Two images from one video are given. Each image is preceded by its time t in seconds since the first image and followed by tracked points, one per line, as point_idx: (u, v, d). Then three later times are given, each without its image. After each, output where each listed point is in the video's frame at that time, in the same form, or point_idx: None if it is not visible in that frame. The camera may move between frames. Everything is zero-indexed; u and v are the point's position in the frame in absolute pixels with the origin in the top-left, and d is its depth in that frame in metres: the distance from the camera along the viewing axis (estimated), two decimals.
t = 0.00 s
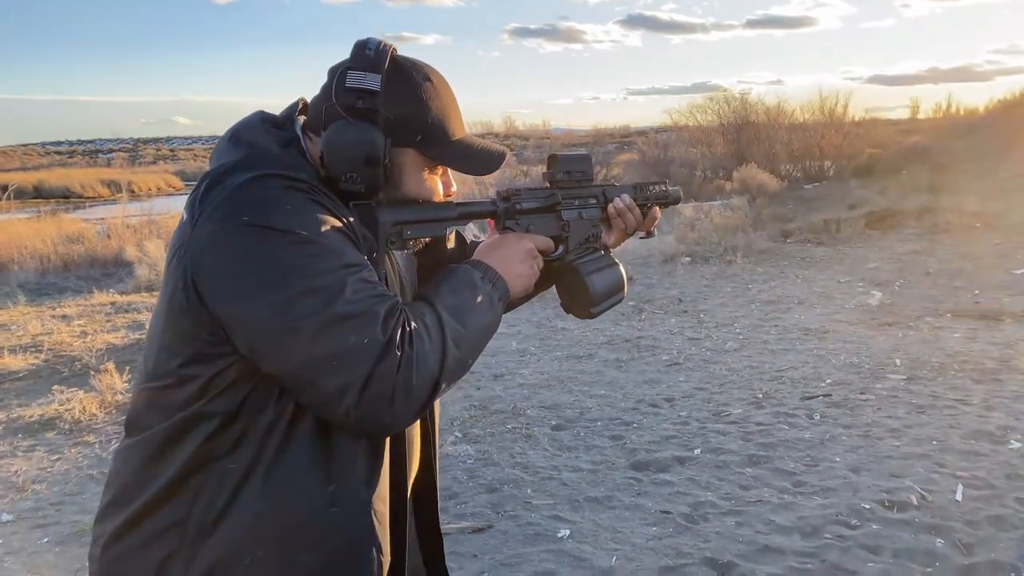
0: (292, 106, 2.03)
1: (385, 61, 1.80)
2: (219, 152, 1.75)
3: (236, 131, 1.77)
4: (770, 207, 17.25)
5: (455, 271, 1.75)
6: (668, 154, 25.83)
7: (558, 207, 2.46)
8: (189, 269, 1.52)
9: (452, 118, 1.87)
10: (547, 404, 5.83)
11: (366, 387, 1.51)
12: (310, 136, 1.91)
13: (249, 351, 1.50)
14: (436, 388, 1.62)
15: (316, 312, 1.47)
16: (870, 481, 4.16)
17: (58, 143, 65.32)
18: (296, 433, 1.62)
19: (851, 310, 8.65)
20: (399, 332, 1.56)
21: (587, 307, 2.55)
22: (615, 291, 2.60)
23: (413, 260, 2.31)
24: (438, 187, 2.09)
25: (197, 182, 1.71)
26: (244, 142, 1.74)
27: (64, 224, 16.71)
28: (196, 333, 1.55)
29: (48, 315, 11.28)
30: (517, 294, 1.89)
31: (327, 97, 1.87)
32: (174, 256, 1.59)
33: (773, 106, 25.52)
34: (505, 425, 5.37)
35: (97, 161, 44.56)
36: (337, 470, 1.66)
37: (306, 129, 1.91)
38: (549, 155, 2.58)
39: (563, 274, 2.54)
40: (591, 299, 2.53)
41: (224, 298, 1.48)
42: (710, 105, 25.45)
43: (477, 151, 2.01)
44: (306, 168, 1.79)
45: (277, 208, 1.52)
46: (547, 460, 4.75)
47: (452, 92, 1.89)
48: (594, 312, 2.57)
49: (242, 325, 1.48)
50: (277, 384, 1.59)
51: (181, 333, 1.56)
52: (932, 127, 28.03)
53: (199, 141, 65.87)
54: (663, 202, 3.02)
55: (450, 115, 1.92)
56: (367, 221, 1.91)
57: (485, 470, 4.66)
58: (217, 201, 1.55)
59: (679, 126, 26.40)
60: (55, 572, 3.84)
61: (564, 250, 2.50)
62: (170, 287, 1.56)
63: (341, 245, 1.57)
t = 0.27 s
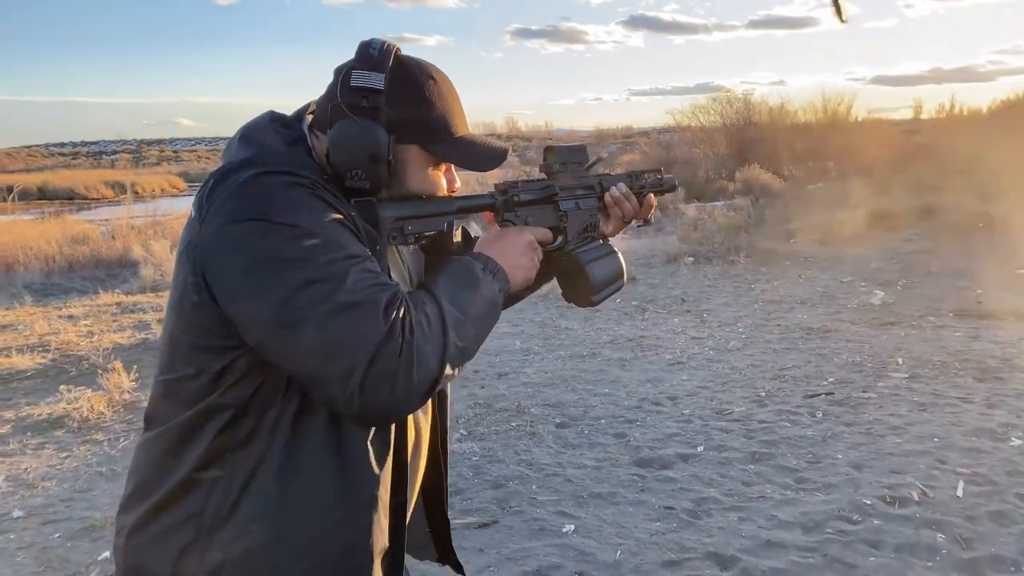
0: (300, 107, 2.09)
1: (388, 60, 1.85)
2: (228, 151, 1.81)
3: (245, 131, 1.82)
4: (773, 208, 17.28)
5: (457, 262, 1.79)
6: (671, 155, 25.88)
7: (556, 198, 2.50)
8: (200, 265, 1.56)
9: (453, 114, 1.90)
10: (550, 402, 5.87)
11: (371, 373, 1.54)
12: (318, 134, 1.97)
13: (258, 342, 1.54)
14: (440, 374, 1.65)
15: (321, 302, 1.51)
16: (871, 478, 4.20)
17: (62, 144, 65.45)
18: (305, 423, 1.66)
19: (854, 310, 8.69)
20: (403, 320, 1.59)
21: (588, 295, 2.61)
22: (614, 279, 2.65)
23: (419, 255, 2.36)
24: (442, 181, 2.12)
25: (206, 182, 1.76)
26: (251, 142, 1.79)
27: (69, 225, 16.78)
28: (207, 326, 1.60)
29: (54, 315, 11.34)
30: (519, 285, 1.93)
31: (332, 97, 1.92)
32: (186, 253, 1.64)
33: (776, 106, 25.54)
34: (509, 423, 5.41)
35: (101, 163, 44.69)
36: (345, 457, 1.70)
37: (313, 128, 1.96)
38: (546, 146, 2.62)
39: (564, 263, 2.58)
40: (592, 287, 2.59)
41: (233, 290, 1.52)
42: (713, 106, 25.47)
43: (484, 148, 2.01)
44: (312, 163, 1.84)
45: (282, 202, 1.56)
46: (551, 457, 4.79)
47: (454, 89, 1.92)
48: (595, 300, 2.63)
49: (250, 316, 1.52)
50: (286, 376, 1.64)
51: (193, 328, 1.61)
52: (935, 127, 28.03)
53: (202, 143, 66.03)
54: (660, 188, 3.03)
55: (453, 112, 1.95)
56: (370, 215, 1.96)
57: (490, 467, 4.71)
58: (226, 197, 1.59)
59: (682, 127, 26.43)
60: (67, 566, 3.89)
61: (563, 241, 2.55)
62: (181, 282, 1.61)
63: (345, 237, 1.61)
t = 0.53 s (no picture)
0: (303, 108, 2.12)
1: (388, 62, 1.88)
2: (240, 150, 1.86)
3: (256, 131, 1.88)
4: (769, 210, 17.37)
5: (465, 258, 1.86)
6: (668, 157, 25.98)
7: (555, 199, 2.59)
8: (218, 261, 1.62)
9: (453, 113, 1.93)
10: (548, 402, 5.93)
11: (387, 363, 1.60)
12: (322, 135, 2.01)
13: (277, 335, 1.60)
14: (451, 363, 1.71)
15: (337, 295, 1.56)
16: (864, 476, 4.27)
17: (59, 145, 65.39)
18: (321, 414, 1.72)
19: (849, 311, 8.76)
20: (415, 312, 1.65)
21: (585, 291, 2.62)
22: (612, 277, 2.68)
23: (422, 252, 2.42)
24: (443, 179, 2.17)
25: (221, 181, 1.81)
26: (263, 141, 1.85)
27: (67, 226, 16.79)
28: (226, 320, 1.66)
29: (53, 316, 11.37)
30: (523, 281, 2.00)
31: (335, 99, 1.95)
32: (204, 249, 1.69)
33: (773, 109, 25.65)
34: (507, 423, 5.47)
35: (98, 163, 44.66)
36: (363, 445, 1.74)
37: (317, 129, 1.99)
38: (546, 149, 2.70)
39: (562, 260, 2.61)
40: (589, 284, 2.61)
41: (252, 286, 1.58)
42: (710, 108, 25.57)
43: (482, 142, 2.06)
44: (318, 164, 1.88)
45: (296, 200, 1.62)
46: (549, 456, 4.85)
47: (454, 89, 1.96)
48: (592, 297, 2.63)
49: (268, 310, 1.57)
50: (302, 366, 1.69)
51: (213, 321, 1.67)
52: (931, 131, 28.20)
53: (199, 144, 66.01)
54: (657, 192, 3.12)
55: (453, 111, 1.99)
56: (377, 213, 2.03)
57: (488, 465, 4.77)
58: (242, 195, 1.65)
59: (679, 130, 26.53)
60: (71, 562, 3.94)
61: (563, 240, 2.62)
62: (201, 278, 1.67)
63: (358, 232, 1.67)
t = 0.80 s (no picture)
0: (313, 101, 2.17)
1: (393, 57, 1.93)
2: (252, 143, 1.90)
3: (266, 124, 1.92)
4: (769, 211, 17.43)
5: (473, 249, 1.91)
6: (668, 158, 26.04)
7: (565, 191, 2.61)
8: (229, 251, 1.67)
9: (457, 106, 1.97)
10: (548, 399, 5.97)
11: (392, 351, 1.65)
12: (331, 129, 2.06)
13: (286, 322, 1.65)
14: (456, 351, 1.76)
15: (344, 284, 1.61)
16: (861, 471, 4.32)
17: (59, 143, 65.33)
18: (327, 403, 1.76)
19: (847, 311, 8.82)
20: (422, 301, 1.69)
21: (591, 284, 2.72)
22: (617, 270, 2.76)
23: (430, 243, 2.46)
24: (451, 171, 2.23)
25: (232, 172, 1.86)
26: (273, 134, 1.89)
27: (67, 224, 16.82)
28: (238, 307, 1.71)
29: (55, 313, 11.41)
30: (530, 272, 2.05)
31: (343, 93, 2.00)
32: (216, 239, 1.74)
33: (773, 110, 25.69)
34: (508, 419, 5.52)
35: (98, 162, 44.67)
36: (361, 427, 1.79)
37: (326, 122, 2.05)
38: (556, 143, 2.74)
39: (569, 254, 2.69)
40: (595, 277, 2.69)
41: (262, 275, 1.62)
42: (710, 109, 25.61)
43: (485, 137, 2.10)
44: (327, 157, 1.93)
45: (305, 192, 1.66)
46: (550, 451, 4.90)
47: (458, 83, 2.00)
48: (598, 289, 2.73)
49: (279, 299, 1.62)
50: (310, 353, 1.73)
51: (225, 309, 1.72)
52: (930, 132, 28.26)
53: (199, 143, 66.01)
54: (664, 186, 3.16)
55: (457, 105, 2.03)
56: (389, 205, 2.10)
57: (489, 460, 4.82)
58: (252, 186, 1.69)
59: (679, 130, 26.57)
60: (78, 554, 3.99)
61: (571, 233, 2.64)
62: (213, 267, 1.72)
63: (366, 223, 1.71)
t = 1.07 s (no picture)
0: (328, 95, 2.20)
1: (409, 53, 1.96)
2: (267, 136, 1.93)
3: (282, 118, 1.94)
4: (767, 214, 17.49)
5: (485, 242, 1.94)
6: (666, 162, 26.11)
7: (572, 186, 2.69)
8: (246, 241, 1.69)
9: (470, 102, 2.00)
10: (549, 399, 6.00)
11: (405, 340, 1.68)
12: (346, 122, 2.09)
13: (301, 311, 1.67)
14: (467, 340, 1.79)
15: (359, 274, 1.64)
16: (860, 470, 4.35)
17: (57, 145, 65.29)
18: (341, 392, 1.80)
19: (846, 313, 8.86)
20: (434, 291, 1.72)
21: (599, 278, 2.71)
22: (624, 263, 2.76)
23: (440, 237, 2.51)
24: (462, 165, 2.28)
25: (247, 165, 1.88)
26: (289, 127, 1.91)
27: (66, 226, 16.82)
28: (254, 297, 1.74)
29: (54, 314, 11.41)
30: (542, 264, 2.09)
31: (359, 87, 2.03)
32: (233, 230, 1.76)
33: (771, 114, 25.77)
34: (509, 418, 5.54)
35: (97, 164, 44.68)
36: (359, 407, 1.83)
37: (342, 116, 2.08)
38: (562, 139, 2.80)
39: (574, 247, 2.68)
40: (602, 270, 2.69)
41: (278, 265, 1.65)
42: (708, 113, 25.69)
43: (497, 133, 2.12)
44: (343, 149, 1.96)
45: (321, 184, 1.68)
46: (551, 450, 4.92)
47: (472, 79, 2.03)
48: (606, 282, 2.72)
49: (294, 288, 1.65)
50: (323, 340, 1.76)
51: (241, 298, 1.75)
52: (928, 137, 28.38)
53: (197, 146, 66.02)
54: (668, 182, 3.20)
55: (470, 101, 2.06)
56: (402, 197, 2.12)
57: (490, 459, 4.84)
58: (269, 178, 1.72)
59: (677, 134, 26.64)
60: (81, 550, 4.00)
61: (578, 226, 2.69)
62: (230, 257, 1.75)
63: (380, 215, 1.73)
